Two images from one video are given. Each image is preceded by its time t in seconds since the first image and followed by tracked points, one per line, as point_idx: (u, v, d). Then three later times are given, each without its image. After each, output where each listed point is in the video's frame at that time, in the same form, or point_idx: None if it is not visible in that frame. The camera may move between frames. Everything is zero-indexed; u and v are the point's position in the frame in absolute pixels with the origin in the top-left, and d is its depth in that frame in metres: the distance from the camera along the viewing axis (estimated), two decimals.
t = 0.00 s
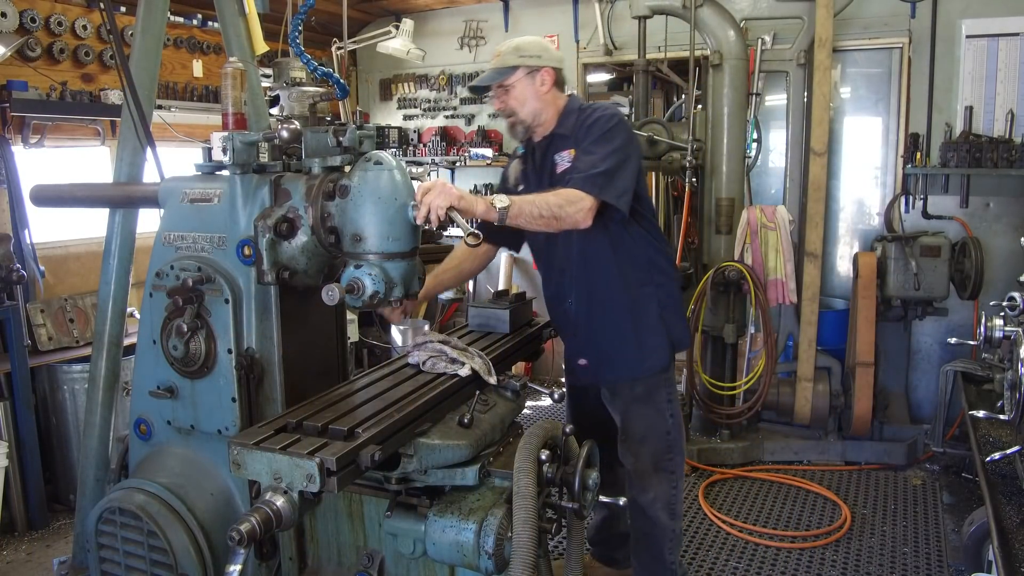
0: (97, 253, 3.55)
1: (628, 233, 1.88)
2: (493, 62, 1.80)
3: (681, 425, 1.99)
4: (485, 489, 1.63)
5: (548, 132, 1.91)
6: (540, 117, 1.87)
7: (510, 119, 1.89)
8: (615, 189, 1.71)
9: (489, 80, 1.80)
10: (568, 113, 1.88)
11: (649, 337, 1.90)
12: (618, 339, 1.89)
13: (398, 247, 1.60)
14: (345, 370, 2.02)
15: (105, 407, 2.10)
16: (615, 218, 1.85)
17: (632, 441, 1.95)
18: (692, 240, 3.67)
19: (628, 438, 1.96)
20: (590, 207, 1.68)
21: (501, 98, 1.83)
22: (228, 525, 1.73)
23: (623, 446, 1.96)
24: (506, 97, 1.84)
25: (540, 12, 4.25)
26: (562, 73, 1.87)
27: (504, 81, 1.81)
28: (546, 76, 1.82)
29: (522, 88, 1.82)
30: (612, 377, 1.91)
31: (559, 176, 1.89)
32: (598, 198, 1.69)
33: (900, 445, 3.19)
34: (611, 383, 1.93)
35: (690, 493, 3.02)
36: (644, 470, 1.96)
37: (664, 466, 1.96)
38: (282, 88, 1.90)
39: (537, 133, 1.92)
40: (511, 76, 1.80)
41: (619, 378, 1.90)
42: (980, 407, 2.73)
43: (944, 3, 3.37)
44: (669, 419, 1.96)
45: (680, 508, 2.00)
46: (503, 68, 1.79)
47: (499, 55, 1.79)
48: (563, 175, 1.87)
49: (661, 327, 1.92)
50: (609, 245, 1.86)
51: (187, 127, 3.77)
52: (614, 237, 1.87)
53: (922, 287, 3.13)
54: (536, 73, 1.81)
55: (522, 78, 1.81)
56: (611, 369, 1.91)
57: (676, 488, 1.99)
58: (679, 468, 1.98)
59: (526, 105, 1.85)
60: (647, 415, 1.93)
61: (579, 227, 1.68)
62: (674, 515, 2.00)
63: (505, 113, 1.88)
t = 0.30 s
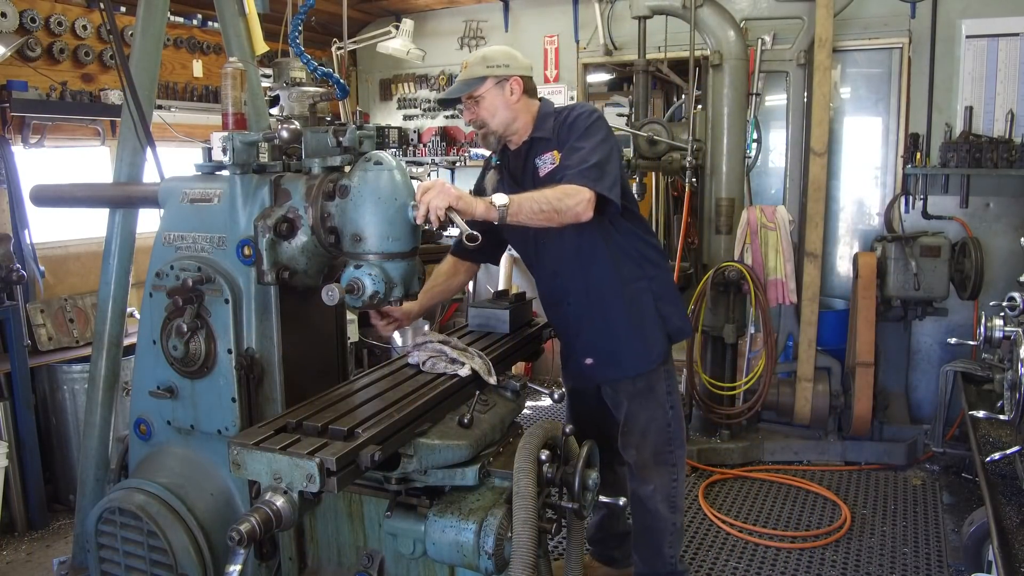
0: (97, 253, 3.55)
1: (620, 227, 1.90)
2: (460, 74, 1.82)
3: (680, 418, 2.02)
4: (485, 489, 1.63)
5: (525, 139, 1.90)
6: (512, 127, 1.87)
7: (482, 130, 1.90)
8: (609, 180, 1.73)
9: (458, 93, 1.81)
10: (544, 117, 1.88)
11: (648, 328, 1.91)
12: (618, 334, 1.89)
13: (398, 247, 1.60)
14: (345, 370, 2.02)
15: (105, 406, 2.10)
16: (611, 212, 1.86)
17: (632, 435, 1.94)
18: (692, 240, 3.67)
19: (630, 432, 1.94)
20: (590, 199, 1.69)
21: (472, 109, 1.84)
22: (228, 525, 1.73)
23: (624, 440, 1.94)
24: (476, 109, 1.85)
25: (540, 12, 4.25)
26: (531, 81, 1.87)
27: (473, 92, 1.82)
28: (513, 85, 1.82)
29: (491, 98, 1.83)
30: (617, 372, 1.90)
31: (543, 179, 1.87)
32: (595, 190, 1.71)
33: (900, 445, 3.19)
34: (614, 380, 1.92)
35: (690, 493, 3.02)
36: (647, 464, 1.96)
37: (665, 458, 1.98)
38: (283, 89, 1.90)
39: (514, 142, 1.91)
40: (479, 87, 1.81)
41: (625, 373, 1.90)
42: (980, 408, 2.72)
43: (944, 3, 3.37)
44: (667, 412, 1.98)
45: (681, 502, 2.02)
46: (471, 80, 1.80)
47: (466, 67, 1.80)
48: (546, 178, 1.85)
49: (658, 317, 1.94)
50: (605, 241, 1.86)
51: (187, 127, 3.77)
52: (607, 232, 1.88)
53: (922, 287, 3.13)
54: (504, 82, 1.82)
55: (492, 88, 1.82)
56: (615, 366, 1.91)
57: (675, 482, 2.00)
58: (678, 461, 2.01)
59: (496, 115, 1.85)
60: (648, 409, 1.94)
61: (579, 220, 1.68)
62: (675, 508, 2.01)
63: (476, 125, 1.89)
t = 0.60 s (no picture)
0: (97, 253, 3.55)
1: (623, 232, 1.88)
2: (483, 63, 1.81)
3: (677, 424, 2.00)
4: (485, 489, 1.63)
5: (540, 132, 1.91)
6: (530, 119, 1.88)
7: (499, 120, 1.90)
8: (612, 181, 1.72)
9: (480, 82, 1.81)
10: (560, 112, 1.89)
11: (639, 335, 1.90)
12: (607, 338, 1.89)
13: (398, 247, 1.60)
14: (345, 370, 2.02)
15: (105, 407, 2.10)
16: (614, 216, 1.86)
17: (628, 440, 1.95)
18: (692, 240, 3.67)
19: (625, 436, 1.95)
20: (590, 199, 1.68)
21: (492, 99, 1.84)
22: (228, 525, 1.73)
23: (618, 445, 1.95)
24: (496, 98, 1.85)
25: (540, 12, 4.25)
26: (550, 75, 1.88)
27: (494, 82, 1.82)
28: (536, 77, 1.83)
29: (512, 90, 1.83)
30: (599, 374, 1.91)
31: (551, 174, 1.88)
32: (597, 191, 1.70)
33: (900, 445, 3.19)
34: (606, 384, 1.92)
35: (690, 494, 3.02)
36: (642, 471, 1.96)
37: (661, 466, 1.97)
38: (282, 89, 1.90)
39: (529, 134, 1.92)
40: (501, 77, 1.81)
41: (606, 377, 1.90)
42: (980, 408, 2.72)
43: (944, 4, 3.37)
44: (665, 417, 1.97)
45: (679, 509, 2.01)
46: (493, 70, 1.80)
47: (488, 57, 1.80)
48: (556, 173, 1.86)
49: (655, 325, 1.92)
50: (604, 244, 1.86)
51: (187, 127, 3.77)
52: (607, 235, 1.87)
53: (922, 288, 3.13)
54: (526, 74, 1.82)
55: (513, 80, 1.82)
56: (596, 367, 1.91)
57: (673, 490, 2.00)
58: (676, 468, 1.99)
59: (516, 106, 1.85)
60: (644, 413, 1.94)
61: (579, 220, 1.68)
62: (672, 515, 2.00)
63: (495, 115, 1.88)
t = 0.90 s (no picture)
0: (97, 253, 3.55)
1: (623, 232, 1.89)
2: (490, 60, 1.84)
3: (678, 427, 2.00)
4: (485, 489, 1.63)
5: (544, 129, 1.93)
6: (537, 116, 1.90)
7: (507, 116, 1.93)
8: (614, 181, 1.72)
9: (486, 79, 1.84)
10: (565, 108, 1.89)
11: (637, 336, 1.90)
12: (604, 339, 1.89)
13: (398, 247, 1.60)
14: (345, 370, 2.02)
15: (105, 407, 2.10)
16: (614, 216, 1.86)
17: (629, 443, 1.95)
18: (692, 240, 3.67)
19: (626, 439, 1.95)
20: (591, 202, 1.68)
21: (498, 96, 1.87)
22: (228, 524, 1.73)
23: (619, 448, 1.95)
24: (502, 94, 1.88)
25: (540, 13, 4.25)
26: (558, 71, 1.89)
27: (501, 80, 1.85)
28: (541, 73, 1.85)
29: (519, 87, 1.86)
30: (595, 374, 1.91)
31: (552, 171, 1.89)
32: (599, 191, 1.69)
33: (900, 445, 3.19)
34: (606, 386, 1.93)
35: (690, 494, 3.02)
36: (642, 474, 1.95)
37: (661, 469, 1.96)
38: (282, 89, 1.90)
39: (534, 130, 1.94)
40: (507, 74, 1.83)
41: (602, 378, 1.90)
42: (981, 408, 2.72)
43: (944, 4, 3.37)
44: (665, 419, 1.97)
45: (680, 514, 2.00)
46: (499, 67, 1.82)
47: (496, 54, 1.82)
48: (556, 169, 1.86)
49: (654, 326, 1.91)
50: (603, 246, 1.87)
51: (187, 128, 3.77)
52: (608, 236, 1.87)
53: (922, 288, 3.12)
54: (533, 71, 1.84)
55: (519, 77, 1.84)
56: (592, 367, 1.91)
57: (673, 492, 1.99)
58: (676, 471, 1.98)
59: (522, 103, 1.88)
60: (644, 414, 1.94)
61: (580, 222, 1.68)
62: (674, 519, 1.99)
63: (502, 111, 1.91)
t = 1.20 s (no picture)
0: (97, 253, 3.55)
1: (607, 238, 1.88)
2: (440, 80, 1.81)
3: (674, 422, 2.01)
4: (486, 489, 1.63)
5: (503, 145, 1.91)
6: (492, 133, 1.87)
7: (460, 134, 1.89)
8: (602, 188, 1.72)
9: (437, 98, 1.80)
10: (522, 123, 1.88)
11: (637, 338, 1.91)
12: (603, 345, 1.90)
13: (398, 247, 1.60)
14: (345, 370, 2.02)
15: (105, 407, 2.10)
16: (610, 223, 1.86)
17: (628, 442, 1.95)
18: (692, 240, 3.67)
19: (622, 438, 1.96)
20: (592, 215, 1.68)
21: (451, 115, 1.84)
22: (227, 525, 1.73)
23: (616, 446, 1.96)
24: (455, 114, 1.85)
25: (540, 13, 4.25)
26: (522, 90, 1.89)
27: (452, 98, 1.81)
28: (492, 91, 1.82)
29: (471, 104, 1.83)
30: (600, 381, 1.91)
31: (521, 189, 1.88)
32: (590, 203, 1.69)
33: (900, 445, 3.19)
34: (605, 387, 1.93)
35: (690, 494, 3.02)
36: (638, 470, 1.96)
37: (657, 465, 1.97)
38: (283, 89, 1.90)
39: (495, 148, 1.92)
40: (457, 93, 1.80)
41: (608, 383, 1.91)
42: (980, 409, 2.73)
43: (945, 4, 3.37)
44: (659, 415, 1.97)
45: (676, 506, 2.01)
46: (450, 86, 1.79)
47: (447, 72, 1.79)
48: (526, 188, 1.86)
49: (652, 326, 1.91)
50: (591, 251, 1.86)
51: (187, 128, 3.77)
52: (597, 242, 1.86)
53: (922, 288, 3.12)
54: (484, 89, 1.82)
55: (471, 95, 1.81)
56: (596, 375, 1.91)
57: (669, 488, 2.00)
58: (672, 467, 2.00)
59: (476, 121, 1.85)
60: (643, 413, 1.94)
61: (581, 235, 1.68)
62: (669, 514, 2.00)
63: (456, 130, 1.88)
